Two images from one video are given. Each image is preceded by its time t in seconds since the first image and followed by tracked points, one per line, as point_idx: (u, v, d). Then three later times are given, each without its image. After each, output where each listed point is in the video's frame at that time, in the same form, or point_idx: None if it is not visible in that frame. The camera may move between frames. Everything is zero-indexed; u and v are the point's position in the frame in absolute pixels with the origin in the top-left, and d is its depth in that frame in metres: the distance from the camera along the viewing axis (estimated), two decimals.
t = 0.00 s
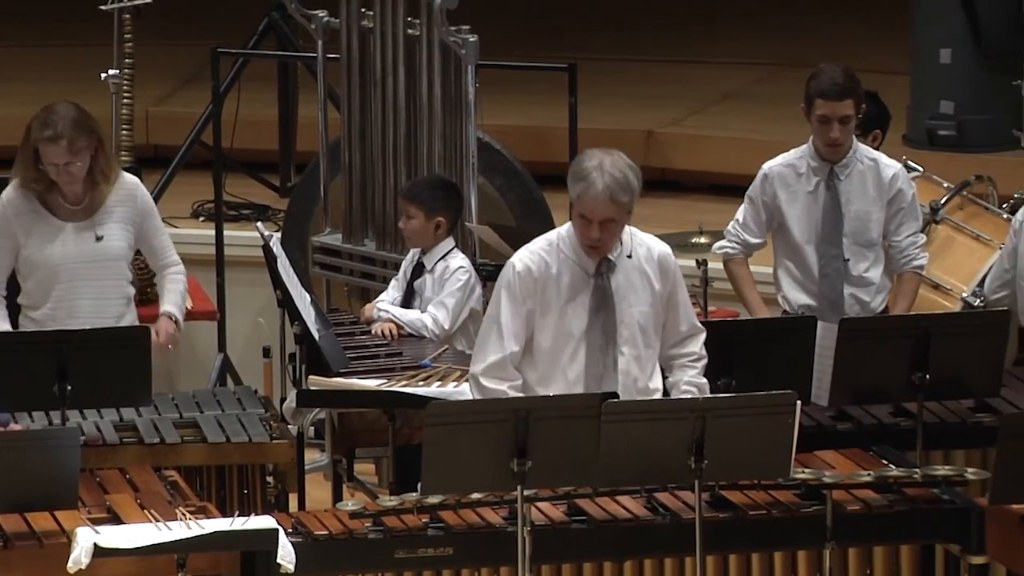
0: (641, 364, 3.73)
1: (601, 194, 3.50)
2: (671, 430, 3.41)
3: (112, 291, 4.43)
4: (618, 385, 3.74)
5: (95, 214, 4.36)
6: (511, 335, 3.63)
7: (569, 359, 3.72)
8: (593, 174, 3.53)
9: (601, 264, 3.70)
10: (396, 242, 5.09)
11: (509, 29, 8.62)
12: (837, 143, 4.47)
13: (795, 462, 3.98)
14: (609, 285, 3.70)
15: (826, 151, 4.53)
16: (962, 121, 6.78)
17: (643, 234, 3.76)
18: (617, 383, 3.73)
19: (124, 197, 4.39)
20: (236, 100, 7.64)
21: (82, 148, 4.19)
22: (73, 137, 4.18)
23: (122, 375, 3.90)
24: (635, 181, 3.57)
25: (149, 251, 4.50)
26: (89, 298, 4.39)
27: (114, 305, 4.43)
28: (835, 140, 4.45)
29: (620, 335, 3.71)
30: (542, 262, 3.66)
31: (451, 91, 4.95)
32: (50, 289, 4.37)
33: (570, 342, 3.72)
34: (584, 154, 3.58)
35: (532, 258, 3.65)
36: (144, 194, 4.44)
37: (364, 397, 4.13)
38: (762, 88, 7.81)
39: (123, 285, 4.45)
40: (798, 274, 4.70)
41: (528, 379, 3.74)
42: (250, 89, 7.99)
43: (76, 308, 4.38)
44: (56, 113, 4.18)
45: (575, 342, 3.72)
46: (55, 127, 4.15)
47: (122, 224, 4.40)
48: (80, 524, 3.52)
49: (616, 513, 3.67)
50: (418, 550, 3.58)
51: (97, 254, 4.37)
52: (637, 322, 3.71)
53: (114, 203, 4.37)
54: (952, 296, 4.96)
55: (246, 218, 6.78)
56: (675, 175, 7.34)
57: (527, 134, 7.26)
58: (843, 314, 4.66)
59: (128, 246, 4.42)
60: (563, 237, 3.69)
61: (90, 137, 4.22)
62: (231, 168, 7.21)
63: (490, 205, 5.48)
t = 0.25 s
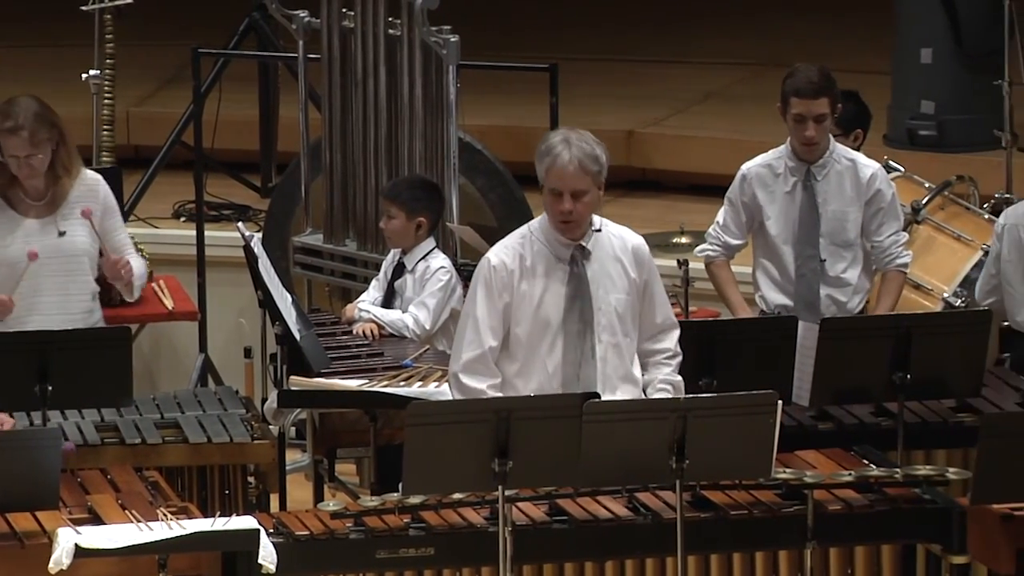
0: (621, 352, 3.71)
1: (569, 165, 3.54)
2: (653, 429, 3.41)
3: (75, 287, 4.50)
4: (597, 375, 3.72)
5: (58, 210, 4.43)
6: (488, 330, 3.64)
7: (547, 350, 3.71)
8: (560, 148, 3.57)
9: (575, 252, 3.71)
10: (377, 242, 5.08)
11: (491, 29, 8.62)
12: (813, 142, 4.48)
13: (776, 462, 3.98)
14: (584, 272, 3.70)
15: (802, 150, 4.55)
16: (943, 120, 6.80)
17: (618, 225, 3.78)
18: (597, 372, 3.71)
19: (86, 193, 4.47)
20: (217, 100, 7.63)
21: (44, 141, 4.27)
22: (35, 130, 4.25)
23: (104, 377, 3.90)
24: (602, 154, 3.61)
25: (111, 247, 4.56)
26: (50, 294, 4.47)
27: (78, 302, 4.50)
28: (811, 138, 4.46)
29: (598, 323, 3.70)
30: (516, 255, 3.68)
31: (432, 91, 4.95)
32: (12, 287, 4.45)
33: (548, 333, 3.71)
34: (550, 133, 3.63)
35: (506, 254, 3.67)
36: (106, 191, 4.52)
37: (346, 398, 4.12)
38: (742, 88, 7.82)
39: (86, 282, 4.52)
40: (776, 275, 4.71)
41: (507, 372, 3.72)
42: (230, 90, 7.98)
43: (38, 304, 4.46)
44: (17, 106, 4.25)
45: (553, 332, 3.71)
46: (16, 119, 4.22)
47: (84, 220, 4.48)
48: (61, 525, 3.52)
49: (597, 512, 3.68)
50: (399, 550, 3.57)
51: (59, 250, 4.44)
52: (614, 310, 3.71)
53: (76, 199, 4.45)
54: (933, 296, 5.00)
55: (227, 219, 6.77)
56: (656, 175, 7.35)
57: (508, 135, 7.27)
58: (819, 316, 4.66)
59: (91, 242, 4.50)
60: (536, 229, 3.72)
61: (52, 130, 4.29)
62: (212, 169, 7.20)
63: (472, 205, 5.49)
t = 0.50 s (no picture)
0: (602, 347, 3.73)
1: (548, 150, 3.55)
2: (633, 429, 3.42)
3: (30, 292, 4.44)
4: (579, 368, 3.72)
5: (17, 214, 4.37)
6: (469, 326, 3.64)
7: (529, 344, 3.71)
8: (537, 136, 3.59)
9: (555, 246, 3.71)
10: (358, 242, 5.09)
11: (471, 29, 8.62)
12: (788, 141, 4.48)
13: (756, 462, 3.99)
14: (564, 266, 3.71)
15: (776, 150, 4.55)
16: (922, 120, 6.82)
17: (596, 220, 3.80)
18: (578, 365, 3.71)
19: (45, 199, 4.41)
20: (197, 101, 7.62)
21: (8, 144, 4.20)
22: None
23: (84, 378, 3.89)
24: (578, 143, 3.64)
25: (67, 255, 4.49)
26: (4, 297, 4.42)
27: (32, 307, 4.45)
28: (786, 138, 4.46)
29: (579, 317, 3.71)
30: (496, 251, 3.67)
31: (412, 90, 4.96)
32: None
33: (530, 328, 3.70)
34: (525, 125, 3.65)
35: (485, 250, 3.67)
36: (65, 197, 4.46)
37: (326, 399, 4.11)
38: (722, 88, 7.84)
39: (42, 288, 4.46)
40: (754, 275, 4.72)
41: (489, 368, 3.72)
42: (211, 90, 7.97)
43: None
44: None
45: (535, 327, 3.71)
46: None
47: (42, 226, 4.41)
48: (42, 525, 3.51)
49: (577, 512, 3.68)
50: (380, 550, 3.58)
51: (15, 254, 4.39)
52: (595, 305, 3.72)
53: (35, 203, 4.39)
54: (913, 296, 5.00)
55: (207, 219, 6.76)
56: (637, 175, 7.35)
57: (489, 135, 7.27)
58: (798, 316, 4.67)
59: (48, 248, 4.44)
60: (514, 225, 3.72)
61: (16, 134, 4.23)
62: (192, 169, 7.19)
63: (452, 205, 5.49)
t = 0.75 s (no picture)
0: (585, 346, 3.73)
1: (530, 150, 3.56)
2: (613, 429, 3.41)
3: None
4: (561, 367, 3.73)
5: None
6: (451, 326, 3.65)
7: (511, 344, 3.72)
8: (519, 137, 3.59)
9: (537, 246, 3.72)
10: (339, 242, 5.09)
11: (450, 30, 8.63)
12: (765, 142, 4.50)
13: (736, 462, 4.00)
14: (546, 266, 3.71)
15: (753, 151, 4.57)
16: (901, 120, 6.84)
17: (577, 221, 3.80)
18: (561, 365, 3.72)
19: (17, 202, 4.44)
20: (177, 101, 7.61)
21: None
22: None
23: (63, 380, 3.88)
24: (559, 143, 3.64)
25: (35, 260, 4.52)
26: None
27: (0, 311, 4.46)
28: (762, 139, 4.48)
29: (561, 317, 3.71)
30: (477, 251, 3.69)
31: (392, 91, 4.97)
32: None
33: (512, 328, 3.71)
34: (507, 125, 3.65)
35: (467, 251, 3.68)
36: (37, 203, 4.49)
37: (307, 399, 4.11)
38: (702, 88, 7.86)
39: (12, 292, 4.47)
40: (732, 276, 4.73)
41: (471, 368, 3.73)
42: (189, 91, 7.96)
43: None
44: None
45: (517, 327, 3.71)
46: None
47: (14, 229, 4.44)
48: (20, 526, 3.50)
49: (557, 512, 3.68)
50: (360, 551, 3.58)
51: None
52: (578, 304, 3.72)
53: (7, 207, 4.42)
54: (892, 296, 5.05)
55: (187, 220, 6.76)
56: (616, 175, 7.36)
57: (469, 135, 7.27)
58: (775, 318, 4.69)
59: (18, 252, 4.46)
60: (495, 225, 3.73)
61: None
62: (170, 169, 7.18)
63: (431, 204, 5.51)
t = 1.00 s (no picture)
0: (562, 346, 3.74)
1: (510, 154, 3.56)
2: (590, 429, 3.42)
3: None
4: (539, 367, 3.73)
5: None
6: (430, 326, 3.66)
7: (489, 344, 3.72)
8: (498, 139, 3.59)
9: (515, 246, 3.72)
10: (315, 243, 5.08)
11: (427, 31, 8.63)
12: (739, 145, 4.51)
13: (714, 462, 4.01)
14: (524, 266, 3.72)
15: (727, 154, 4.57)
16: (878, 120, 6.86)
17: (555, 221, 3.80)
18: (538, 365, 3.72)
19: None
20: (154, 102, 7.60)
21: None
22: None
23: (40, 381, 3.87)
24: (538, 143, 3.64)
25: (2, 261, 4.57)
26: None
27: None
28: (737, 142, 4.48)
29: (539, 317, 3.72)
30: (456, 251, 3.69)
31: (369, 91, 4.96)
32: None
33: (490, 328, 3.72)
34: (486, 125, 3.65)
35: (446, 250, 3.69)
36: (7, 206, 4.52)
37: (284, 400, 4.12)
38: (679, 88, 7.87)
39: None
40: (707, 277, 4.75)
41: (449, 368, 3.74)
42: (166, 91, 7.95)
43: None
44: None
45: (495, 327, 3.72)
46: None
47: None
48: None
49: (535, 513, 3.68)
50: (337, 552, 3.58)
51: None
52: (555, 304, 3.73)
53: None
54: (869, 296, 5.06)
55: (163, 220, 6.75)
56: (594, 176, 7.37)
57: (446, 136, 7.28)
58: (751, 318, 4.71)
59: None
60: (474, 225, 3.73)
61: None
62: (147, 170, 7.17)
63: (409, 205, 5.53)
